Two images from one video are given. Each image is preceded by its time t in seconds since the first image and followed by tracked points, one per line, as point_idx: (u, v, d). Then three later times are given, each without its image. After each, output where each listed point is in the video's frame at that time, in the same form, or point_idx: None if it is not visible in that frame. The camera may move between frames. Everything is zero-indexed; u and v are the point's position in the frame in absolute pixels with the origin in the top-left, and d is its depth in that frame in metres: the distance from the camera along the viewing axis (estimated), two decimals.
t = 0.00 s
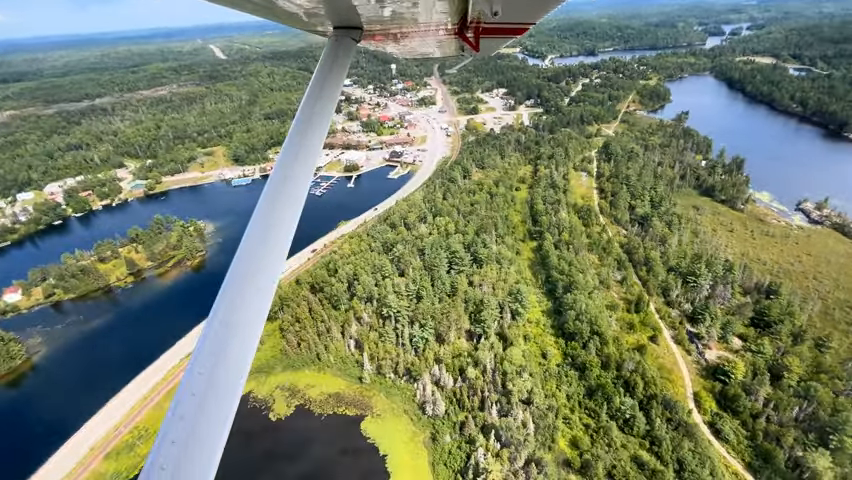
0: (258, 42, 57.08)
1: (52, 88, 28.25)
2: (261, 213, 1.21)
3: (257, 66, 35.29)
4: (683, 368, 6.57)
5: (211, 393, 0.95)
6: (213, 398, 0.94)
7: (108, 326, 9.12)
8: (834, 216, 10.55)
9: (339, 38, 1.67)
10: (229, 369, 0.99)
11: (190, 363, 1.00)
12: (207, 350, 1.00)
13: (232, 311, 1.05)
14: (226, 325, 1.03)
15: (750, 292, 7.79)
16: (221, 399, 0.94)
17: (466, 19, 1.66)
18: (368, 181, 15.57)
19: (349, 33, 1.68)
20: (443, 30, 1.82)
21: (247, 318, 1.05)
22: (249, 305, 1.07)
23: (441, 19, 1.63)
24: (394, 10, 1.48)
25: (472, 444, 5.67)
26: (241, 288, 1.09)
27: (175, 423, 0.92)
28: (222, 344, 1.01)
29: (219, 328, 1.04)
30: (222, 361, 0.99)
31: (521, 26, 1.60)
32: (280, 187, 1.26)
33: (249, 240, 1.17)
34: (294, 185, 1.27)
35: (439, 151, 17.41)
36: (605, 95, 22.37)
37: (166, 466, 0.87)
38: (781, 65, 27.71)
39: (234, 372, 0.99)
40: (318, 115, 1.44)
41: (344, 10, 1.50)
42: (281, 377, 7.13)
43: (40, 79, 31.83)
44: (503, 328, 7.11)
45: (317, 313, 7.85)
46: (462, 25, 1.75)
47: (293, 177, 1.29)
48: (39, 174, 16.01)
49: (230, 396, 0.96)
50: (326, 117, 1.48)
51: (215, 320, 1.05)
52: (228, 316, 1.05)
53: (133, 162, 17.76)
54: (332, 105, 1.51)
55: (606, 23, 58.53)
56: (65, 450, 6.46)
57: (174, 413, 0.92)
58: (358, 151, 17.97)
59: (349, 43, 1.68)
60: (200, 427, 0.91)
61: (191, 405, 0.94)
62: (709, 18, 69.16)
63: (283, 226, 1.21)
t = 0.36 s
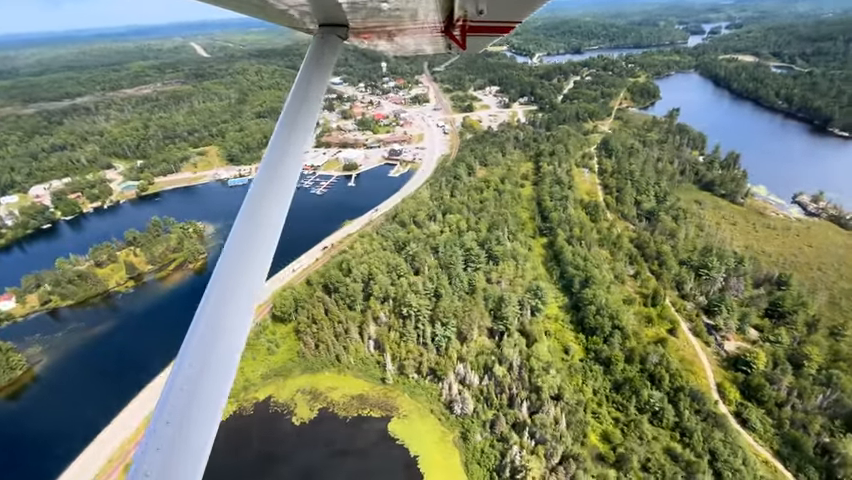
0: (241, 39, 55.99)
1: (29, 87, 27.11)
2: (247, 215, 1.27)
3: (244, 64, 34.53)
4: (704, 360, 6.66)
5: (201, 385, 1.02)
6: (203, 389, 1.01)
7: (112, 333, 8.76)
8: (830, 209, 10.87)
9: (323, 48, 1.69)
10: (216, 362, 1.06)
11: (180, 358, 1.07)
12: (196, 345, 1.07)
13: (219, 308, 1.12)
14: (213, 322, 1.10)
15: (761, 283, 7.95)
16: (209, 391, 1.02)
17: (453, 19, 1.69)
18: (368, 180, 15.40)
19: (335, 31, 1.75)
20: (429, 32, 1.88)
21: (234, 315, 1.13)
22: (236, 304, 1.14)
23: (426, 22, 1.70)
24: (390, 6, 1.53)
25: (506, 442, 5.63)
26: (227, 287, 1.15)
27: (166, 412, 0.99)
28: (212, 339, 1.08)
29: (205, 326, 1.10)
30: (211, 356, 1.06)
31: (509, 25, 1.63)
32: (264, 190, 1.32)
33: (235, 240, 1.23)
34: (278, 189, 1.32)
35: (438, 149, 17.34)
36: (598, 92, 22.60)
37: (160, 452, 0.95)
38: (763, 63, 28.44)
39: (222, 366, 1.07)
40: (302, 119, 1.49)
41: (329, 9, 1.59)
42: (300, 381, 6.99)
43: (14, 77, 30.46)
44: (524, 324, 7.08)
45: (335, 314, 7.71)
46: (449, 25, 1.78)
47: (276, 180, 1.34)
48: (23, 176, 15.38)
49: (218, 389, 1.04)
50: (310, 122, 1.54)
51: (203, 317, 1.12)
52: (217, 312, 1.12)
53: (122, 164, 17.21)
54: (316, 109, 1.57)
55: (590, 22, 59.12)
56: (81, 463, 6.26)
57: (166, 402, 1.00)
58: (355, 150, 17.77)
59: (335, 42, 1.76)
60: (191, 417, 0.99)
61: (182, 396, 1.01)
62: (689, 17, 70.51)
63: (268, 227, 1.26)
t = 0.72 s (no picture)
0: (221, 38, 54.76)
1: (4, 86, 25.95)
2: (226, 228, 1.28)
3: (230, 63, 33.80)
4: (726, 349, 6.80)
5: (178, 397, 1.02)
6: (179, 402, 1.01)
7: (121, 339, 8.39)
8: (824, 200, 11.26)
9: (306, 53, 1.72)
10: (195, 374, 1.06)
11: (157, 370, 1.07)
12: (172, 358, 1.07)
13: (198, 321, 1.12)
14: (190, 336, 1.10)
15: (772, 273, 8.15)
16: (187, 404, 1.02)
17: (438, 21, 1.81)
18: (369, 178, 15.25)
19: (320, 33, 1.81)
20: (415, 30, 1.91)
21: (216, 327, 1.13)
22: (216, 316, 1.14)
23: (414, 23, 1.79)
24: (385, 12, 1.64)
25: (543, 437, 5.61)
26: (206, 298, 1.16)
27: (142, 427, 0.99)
28: (191, 353, 1.08)
29: (185, 332, 1.11)
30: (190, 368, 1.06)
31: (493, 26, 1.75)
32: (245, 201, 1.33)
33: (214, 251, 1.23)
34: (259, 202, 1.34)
35: (436, 146, 17.31)
36: (590, 89, 22.90)
37: (137, 457, 0.95)
38: (745, 60, 29.29)
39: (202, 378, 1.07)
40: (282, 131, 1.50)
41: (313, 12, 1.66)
42: (324, 383, 6.87)
43: None
44: (549, 318, 7.06)
45: (355, 314, 7.58)
46: (435, 26, 1.90)
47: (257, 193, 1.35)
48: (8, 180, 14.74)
49: (197, 395, 1.05)
50: (291, 135, 1.55)
51: (180, 330, 1.12)
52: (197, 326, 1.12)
53: (112, 165, 16.65)
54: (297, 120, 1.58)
55: (574, 20, 59.83)
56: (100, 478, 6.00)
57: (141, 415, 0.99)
58: (353, 148, 17.58)
59: (319, 44, 1.81)
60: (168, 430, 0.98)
61: (158, 409, 1.01)
62: (668, 16, 72.10)
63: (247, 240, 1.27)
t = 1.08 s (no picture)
0: (206, 36, 53.71)
1: None
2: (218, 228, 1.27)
3: (219, 61, 33.18)
4: (746, 339, 6.94)
5: (170, 397, 1.04)
6: (171, 402, 1.04)
7: (134, 344, 8.13)
8: (824, 193, 11.54)
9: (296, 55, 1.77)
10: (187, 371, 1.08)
11: (149, 365, 1.08)
12: (167, 351, 1.09)
13: (193, 318, 1.13)
14: (185, 333, 1.11)
15: (784, 264, 8.32)
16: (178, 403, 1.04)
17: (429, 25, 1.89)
18: (372, 177, 15.15)
19: (309, 37, 1.88)
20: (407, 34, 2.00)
21: (209, 328, 1.15)
22: (208, 318, 1.14)
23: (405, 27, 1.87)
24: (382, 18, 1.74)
25: (577, 431, 5.63)
26: (199, 299, 1.16)
27: (135, 421, 1.01)
28: (181, 352, 1.09)
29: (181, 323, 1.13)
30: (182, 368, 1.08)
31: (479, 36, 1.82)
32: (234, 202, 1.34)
33: (204, 252, 1.23)
34: (252, 204, 1.35)
35: (437, 144, 17.29)
36: (586, 86, 23.09)
37: (132, 444, 0.99)
38: (733, 57, 29.86)
39: (193, 379, 1.09)
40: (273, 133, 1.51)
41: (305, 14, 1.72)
42: (349, 384, 6.85)
43: None
44: (572, 313, 7.08)
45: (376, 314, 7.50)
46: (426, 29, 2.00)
47: (250, 195, 1.36)
48: None
49: (190, 386, 1.08)
50: (284, 130, 1.58)
51: (174, 323, 1.13)
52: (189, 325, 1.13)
53: (106, 167, 16.22)
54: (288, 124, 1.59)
55: (562, 19, 60.20)
56: None
57: (134, 410, 1.01)
58: (354, 147, 17.45)
59: (310, 47, 1.89)
60: (160, 426, 1.02)
61: (150, 408, 1.02)
62: (653, 15, 73.10)
63: (238, 241, 1.27)
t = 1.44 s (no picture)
0: (190, 34, 52.51)
1: None
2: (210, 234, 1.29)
3: (208, 60, 32.51)
4: (768, 328, 7.10)
5: (164, 402, 1.06)
6: (165, 405, 1.06)
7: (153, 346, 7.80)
8: (825, 186, 11.86)
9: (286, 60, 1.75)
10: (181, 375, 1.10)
11: (144, 371, 1.10)
12: (161, 357, 1.11)
13: (187, 323, 1.15)
14: (179, 339, 1.13)
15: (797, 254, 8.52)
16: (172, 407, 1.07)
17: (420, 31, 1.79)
18: (377, 175, 15.04)
19: (300, 44, 1.80)
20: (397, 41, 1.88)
21: (202, 333, 1.16)
22: (201, 323, 1.16)
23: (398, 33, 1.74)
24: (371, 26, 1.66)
25: (616, 423, 5.69)
26: (192, 304, 1.18)
27: (130, 424, 1.03)
28: (174, 359, 1.10)
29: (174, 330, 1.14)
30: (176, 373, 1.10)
31: (471, 40, 1.74)
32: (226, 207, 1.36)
33: (198, 258, 1.26)
34: (244, 214, 1.35)
35: (440, 142, 17.26)
36: (582, 83, 23.30)
37: (127, 450, 1.01)
38: (721, 55, 30.48)
39: (188, 382, 1.11)
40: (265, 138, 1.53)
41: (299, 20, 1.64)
42: (380, 383, 6.75)
43: None
44: (600, 307, 7.12)
45: (401, 311, 7.44)
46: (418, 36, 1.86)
47: (245, 196, 1.39)
48: None
49: (183, 392, 1.10)
50: (275, 134, 1.59)
51: (168, 330, 1.15)
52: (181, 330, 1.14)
53: (102, 169, 15.78)
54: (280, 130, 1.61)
55: (549, 17, 60.53)
56: None
57: (128, 414, 1.04)
58: (356, 145, 17.31)
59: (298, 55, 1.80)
60: (154, 429, 1.04)
61: (145, 412, 1.05)
62: (638, 13, 74.16)
63: (230, 248, 1.29)
